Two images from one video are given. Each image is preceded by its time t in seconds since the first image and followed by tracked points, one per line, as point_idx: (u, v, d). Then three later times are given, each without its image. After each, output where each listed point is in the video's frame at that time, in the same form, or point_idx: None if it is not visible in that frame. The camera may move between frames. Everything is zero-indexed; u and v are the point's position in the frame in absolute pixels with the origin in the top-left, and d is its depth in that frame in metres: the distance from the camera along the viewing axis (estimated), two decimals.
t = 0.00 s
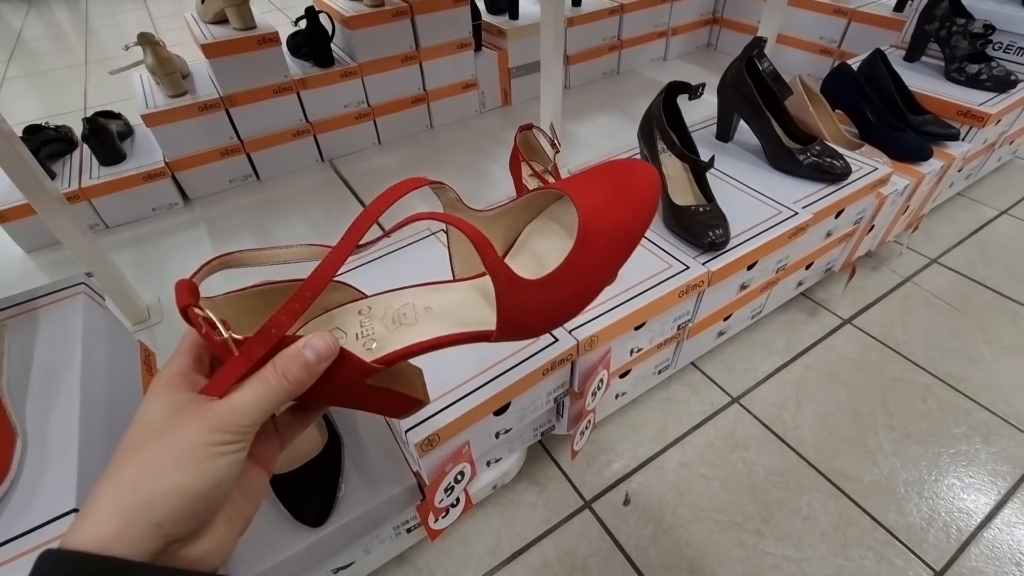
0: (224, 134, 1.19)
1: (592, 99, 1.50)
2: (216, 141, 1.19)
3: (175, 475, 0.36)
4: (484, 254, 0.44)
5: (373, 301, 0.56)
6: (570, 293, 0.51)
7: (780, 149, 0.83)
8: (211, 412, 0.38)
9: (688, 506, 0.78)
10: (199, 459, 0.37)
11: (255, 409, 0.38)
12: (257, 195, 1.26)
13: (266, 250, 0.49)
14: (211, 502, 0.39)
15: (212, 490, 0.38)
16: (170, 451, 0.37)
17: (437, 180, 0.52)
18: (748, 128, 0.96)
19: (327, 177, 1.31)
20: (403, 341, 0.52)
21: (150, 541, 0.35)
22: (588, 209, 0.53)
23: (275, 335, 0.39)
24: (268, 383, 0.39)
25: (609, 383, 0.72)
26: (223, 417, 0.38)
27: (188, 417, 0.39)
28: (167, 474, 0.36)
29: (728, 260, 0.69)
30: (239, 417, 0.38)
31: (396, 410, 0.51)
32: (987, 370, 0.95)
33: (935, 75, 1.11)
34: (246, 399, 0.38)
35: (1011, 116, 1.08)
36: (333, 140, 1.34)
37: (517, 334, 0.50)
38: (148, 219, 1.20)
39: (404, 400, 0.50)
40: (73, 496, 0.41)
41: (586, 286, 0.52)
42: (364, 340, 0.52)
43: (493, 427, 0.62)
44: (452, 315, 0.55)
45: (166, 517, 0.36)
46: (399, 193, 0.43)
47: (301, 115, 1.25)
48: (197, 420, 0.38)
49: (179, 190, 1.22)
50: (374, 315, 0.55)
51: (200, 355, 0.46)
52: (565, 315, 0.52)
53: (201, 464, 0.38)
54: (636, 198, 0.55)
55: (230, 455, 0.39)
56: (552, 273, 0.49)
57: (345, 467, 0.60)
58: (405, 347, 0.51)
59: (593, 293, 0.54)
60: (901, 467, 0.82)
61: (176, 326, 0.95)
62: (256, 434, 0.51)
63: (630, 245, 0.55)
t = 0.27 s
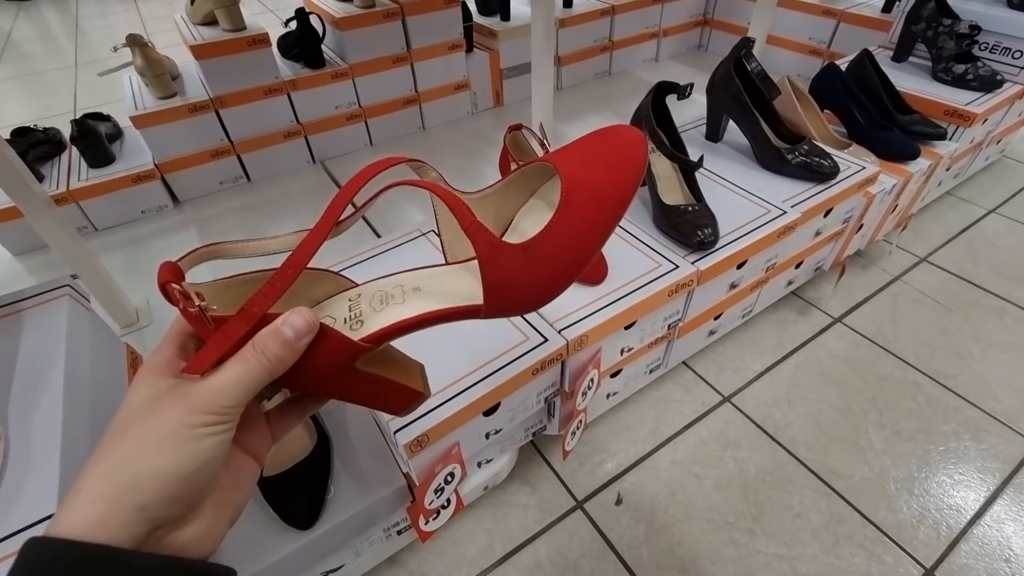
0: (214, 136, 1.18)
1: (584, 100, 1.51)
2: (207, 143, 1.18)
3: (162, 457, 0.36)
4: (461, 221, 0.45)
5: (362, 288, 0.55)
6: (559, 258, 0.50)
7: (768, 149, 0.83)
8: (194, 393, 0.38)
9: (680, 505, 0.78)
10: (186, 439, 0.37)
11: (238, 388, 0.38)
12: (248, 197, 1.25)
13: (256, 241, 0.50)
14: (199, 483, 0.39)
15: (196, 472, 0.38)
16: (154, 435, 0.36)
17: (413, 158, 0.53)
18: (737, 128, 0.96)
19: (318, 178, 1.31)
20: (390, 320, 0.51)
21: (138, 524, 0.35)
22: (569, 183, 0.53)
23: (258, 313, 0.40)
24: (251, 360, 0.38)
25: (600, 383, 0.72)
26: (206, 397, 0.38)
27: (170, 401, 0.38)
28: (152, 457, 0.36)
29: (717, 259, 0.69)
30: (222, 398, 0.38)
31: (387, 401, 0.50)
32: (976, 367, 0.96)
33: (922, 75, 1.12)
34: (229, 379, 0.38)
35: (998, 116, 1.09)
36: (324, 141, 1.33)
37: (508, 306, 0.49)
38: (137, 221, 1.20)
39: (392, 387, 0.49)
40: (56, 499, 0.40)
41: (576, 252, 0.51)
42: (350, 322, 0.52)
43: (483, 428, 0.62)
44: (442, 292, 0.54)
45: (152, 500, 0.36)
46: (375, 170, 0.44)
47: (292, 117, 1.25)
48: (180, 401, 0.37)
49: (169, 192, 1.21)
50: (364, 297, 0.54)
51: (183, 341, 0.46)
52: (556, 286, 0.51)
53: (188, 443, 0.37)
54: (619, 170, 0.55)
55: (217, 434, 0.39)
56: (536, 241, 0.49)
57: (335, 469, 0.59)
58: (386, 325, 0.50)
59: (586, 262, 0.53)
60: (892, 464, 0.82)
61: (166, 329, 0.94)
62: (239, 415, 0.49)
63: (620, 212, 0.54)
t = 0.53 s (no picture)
0: (199, 136, 1.17)
1: (573, 100, 1.51)
2: (191, 143, 1.17)
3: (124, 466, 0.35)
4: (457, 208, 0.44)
5: (351, 280, 0.55)
6: (558, 248, 0.49)
7: (754, 148, 0.84)
8: (162, 396, 0.37)
9: (669, 503, 0.79)
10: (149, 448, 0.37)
11: (209, 391, 0.37)
12: (234, 197, 1.24)
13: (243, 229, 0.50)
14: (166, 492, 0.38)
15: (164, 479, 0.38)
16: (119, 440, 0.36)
17: (409, 140, 0.53)
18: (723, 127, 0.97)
19: (305, 178, 1.29)
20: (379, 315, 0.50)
21: (99, 534, 0.35)
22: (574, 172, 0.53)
23: (234, 307, 0.38)
24: (219, 364, 0.37)
25: (590, 382, 0.72)
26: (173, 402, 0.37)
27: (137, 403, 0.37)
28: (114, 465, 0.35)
29: (704, 257, 0.70)
30: (192, 402, 0.37)
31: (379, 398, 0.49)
32: (959, 362, 0.97)
33: (904, 75, 1.14)
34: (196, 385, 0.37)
35: (977, 115, 1.11)
36: (311, 141, 1.32)
37: (506, 301, 0.48)
38: (120, 222, 1.18)
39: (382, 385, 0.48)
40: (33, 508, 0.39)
41: (578, 244, 0.50)
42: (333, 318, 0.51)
43: (472, 428, 0.62)
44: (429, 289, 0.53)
45: (116, 509, 0.35)
46: (374, 148, 0.43)
47: (278, 116, 1.24)
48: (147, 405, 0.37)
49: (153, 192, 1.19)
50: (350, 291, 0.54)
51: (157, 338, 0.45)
52: (557, 280, 0.50)
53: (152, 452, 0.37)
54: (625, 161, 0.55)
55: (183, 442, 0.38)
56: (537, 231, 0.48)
57: (323, 472, 0.59)
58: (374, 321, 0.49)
59: (588, 255, 0.52)
60: (878, 459, 0.83)
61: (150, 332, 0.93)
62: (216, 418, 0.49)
63: (625, 206, 0.54)
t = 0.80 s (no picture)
0: (186, 134, 1.14)
1: (566, 96, 1.50)
2: (178, 142, 1.14)
3: (172, 496, 0.35)
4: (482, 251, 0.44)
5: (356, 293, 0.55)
6: (564, 291, 0.51)
7: (749, 144, 0.83)
8: (204, 423, 0.36)
9: (667, 502, 0.78)
10: (196, 475, 0.36)
11: (251, 418, 0.37)
12: (223, 196, 1.22)
13: (241, 238, 0.47)
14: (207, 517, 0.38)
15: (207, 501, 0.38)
16: (161, 471, 0.35)
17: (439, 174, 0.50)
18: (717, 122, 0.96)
19: (296, 176, 1.28)
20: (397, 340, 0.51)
21: (149, 563, 0.35)
22: (584, 210, 0.53)
23: (269, 338, 0.37)
24: (263, 391, 0.37)
25: (585, 381, 0.71)
26: (216, 430, 0.36)
27: (175, 429, 0.36)
28: (163, 495, 0.35)
29: (700, 254, 0.69)
30: (235, 429, 0.37)
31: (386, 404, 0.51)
32: (953, 357, 0.98)
33: (897, 70, 1.13)
34: (240, 413, 0.36)
35: (970, 109, 1.11)
36: (301, 138, 1.30)
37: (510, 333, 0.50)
38: (106, 222, 1.15)
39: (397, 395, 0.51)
40: (10, 522, 0.38)
41: (581, 285, 0.52)
42: (351, 336, 0.50)
43: (466, 430, 0.60)
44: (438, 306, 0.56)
45: (163, 538, 0.35)
46: (398, 187, 0.42)
47: (267, 113, 1.22)
48: (186, 432, 0.36)
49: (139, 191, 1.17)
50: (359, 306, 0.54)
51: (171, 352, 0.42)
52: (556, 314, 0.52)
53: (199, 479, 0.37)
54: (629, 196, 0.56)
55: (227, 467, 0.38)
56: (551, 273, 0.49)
57: (314, 476, 0.58)
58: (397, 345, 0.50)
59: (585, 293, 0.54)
60: (874, 455, 0.83)
61: (137, 334, 0.91)
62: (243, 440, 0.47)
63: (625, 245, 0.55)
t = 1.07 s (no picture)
0: (168, 122, 1.11)
1: (559, 80, 1.47)
2: (159, 130, 1.11)
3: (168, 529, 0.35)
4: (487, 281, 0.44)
5: (353, 295, 0.54)
6: (567, 312, 0.50)
7: (746, 130, 0.81)
8: (194, 456, 0.36)
9: (662, 494, 0.78)
10: (192, 507, 0.36)
11: (243, 446, 0.37)
12: (208, 186, 1.19)
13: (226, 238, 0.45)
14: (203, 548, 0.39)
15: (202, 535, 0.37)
16: (156, 504, 0.35)
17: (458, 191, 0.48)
18: (713, 108, 0.94)
19: (283, 165, 1.24)
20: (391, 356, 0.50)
21: None
22: (602, 238, 0.50)
23: (258, 368, 0.37)
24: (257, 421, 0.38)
25: (580, 375, 0.70)
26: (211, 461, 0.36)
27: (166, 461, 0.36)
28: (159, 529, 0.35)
29: (696, 245, 0.68)
30: (227, 459, 0.37)
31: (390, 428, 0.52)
32: (948, 345, 0.97)
33: (895, 53, 1.11)
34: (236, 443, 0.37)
35: (968, 93, 1.10)
36: (288, 126, 1.27)
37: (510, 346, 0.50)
38: (87, 214, 1.12)
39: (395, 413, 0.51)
40: None
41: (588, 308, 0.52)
42: (344, 347, 0.50)
43: (459, 428, 0.59)
44: (433, 311, 0.54)
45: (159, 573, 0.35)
46: (425, 211, 0.41)
47: (252, 100, 1.18)
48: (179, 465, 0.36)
49: (121, 181, 1.13)
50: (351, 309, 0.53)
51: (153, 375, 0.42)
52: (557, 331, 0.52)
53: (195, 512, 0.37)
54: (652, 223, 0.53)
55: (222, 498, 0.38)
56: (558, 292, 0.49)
57: (304, 476, 0.56)
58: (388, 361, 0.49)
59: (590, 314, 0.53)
60: (870, 445, 0.83)
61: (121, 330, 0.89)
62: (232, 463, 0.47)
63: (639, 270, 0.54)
